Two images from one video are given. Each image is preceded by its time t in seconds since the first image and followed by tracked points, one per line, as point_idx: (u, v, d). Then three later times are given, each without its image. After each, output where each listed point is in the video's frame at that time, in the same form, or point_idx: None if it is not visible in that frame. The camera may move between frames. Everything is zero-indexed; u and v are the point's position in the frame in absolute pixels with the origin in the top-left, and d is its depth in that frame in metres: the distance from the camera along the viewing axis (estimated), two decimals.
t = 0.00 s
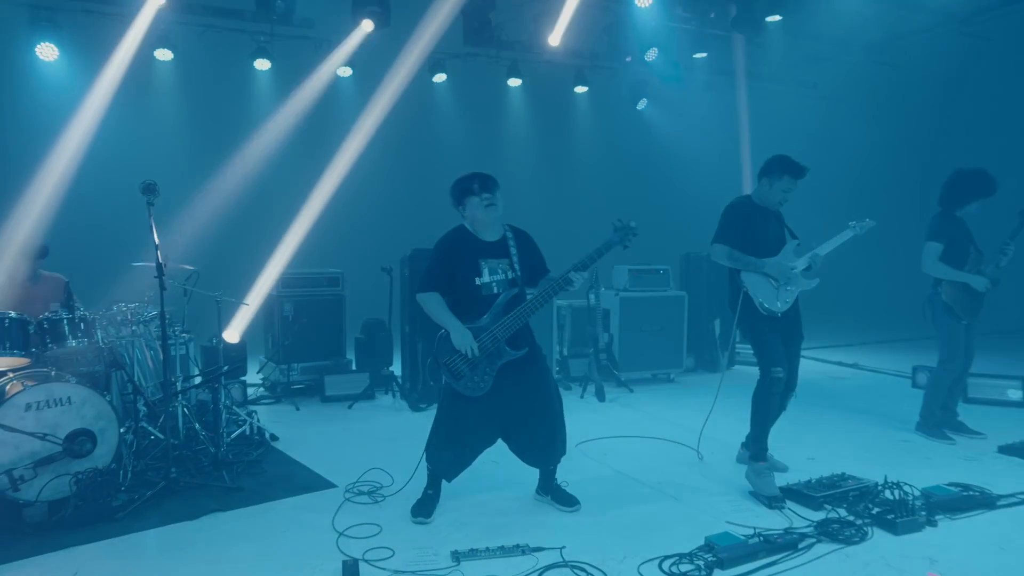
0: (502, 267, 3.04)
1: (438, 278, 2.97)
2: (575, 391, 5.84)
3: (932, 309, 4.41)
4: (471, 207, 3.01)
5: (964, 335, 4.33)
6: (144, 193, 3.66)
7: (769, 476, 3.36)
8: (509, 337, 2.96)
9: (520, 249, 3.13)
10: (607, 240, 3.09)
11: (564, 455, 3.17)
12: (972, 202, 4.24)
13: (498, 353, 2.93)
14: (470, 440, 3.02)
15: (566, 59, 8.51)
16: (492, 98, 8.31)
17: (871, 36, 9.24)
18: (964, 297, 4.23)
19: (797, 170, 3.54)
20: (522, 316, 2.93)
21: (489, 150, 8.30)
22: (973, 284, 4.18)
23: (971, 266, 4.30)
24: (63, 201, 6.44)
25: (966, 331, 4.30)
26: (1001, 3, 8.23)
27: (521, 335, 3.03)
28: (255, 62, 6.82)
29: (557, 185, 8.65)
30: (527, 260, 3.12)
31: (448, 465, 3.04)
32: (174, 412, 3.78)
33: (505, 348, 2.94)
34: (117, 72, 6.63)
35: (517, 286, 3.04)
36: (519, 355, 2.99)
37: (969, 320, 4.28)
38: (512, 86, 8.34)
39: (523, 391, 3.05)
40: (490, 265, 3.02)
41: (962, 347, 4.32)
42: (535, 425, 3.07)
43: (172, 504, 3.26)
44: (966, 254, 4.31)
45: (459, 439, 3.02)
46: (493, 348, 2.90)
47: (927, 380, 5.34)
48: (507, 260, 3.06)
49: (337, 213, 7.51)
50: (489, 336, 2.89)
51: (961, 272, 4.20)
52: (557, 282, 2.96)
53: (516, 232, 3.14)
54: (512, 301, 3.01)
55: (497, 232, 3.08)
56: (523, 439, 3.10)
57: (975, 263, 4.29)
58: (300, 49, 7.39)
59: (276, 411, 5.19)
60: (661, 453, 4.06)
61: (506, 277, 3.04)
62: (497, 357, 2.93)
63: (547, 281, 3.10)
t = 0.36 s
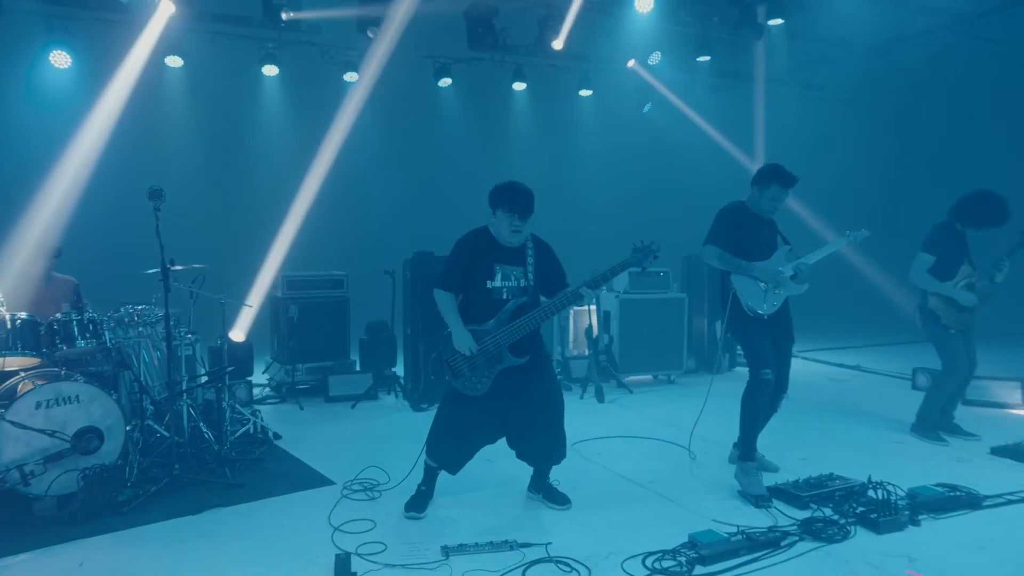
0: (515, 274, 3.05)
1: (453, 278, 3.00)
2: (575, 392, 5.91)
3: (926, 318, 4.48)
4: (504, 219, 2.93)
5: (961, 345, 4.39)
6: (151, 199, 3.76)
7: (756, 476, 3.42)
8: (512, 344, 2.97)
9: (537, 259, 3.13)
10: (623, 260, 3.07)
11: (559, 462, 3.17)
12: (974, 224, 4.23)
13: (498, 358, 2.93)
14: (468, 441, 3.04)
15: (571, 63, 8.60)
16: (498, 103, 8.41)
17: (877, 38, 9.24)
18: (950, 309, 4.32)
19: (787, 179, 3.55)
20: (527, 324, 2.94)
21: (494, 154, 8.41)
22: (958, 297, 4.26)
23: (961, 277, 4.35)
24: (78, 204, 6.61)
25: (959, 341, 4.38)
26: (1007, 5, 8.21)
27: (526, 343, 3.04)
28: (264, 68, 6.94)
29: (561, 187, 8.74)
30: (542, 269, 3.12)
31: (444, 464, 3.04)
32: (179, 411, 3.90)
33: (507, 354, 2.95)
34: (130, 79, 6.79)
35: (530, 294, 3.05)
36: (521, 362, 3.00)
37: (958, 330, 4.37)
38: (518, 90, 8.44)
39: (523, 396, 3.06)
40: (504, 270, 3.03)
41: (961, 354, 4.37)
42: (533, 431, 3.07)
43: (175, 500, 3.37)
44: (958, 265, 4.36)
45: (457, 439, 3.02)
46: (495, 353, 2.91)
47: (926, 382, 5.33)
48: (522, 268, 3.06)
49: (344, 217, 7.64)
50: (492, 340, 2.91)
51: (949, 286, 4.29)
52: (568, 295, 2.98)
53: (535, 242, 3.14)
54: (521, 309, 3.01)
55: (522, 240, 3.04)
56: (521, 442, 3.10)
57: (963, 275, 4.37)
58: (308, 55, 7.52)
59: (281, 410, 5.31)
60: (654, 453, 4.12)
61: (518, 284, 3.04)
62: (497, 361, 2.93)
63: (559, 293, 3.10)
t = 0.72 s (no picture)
0: (479, 276, 3.12)
1: (418, 282, 3.04)
2: (573, 396, 5.95)
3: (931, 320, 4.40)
4: (469, 224, 3.06)
5: (964, 345, 4.33)
6: (151, 205, 3.74)
7: (740, 480, 3.45)
8: (484, 344, 3.04)
9: (499, 261, 3.21)
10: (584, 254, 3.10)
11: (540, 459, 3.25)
12: (962, 216, 4.18)
13: (472, 359, 3.01)
14: (442, 442, 3.10)
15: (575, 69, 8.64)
16: (502, 108, 8.48)
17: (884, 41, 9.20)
18: (952, 306, 4.26)
19: (774, 185, 3.57)
20: (498, 323, 3.01)
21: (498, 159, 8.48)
22: (960, 294, 4.19)
23: (961, 274, 4.27)
24: (86, 208, 6.78)
25: (962, 341, 4.30)
26: (1014, 8, 8.13)
27: (496, 342, 3.11)
28: (269, 74, 7.04)
29: (564, 192, 8.80)
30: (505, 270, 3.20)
31: (421, 465, 3.13)
32: (177, 412, 3.99)
33: (481, 354, 3.02)
34: (137, 86, 6.94)
35: (495, 295, 3.12)
36: (493, 361, 3.08)
37: (961, 327, 4.29)
38: (521, 95, 8.49)
39: (496, 396, 3.12)
40: (468, 272, 3.11)
41: (963, 354, 4.31)
42: (507, 428, 3.14)
43: (170, 499, 3.46)
44: (956, 263, 4.28)
45: (432, 441, 3.10)
46: (469, 353, 2.98)
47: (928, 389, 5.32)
48: (485, 269, 3.14)
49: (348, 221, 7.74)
50: (465, 341, 2.97)
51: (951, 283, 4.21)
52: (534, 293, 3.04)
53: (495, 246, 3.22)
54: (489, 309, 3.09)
55: (485, 242, 3.12)
56: (496, 443, 3.16)
57: (963, 274, 4.28)
58: (313, 61, 7.62)
59: (281, 412, 5.40)
60: (644, 456, 4.16)
61: (483, 285, 3.12)
62: (472, 361, 3.01)
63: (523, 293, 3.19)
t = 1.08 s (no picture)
0: (455, 285, 3.26)
1: (399, 296, 3.15)
2: (583, 400, 5.99)
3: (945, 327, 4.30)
4: (444, 245, 3.18)
5: (980, 353, 4.19)
6: (167, 213, 3.88)
7: (739, 485, 3.48)
8: (467, 349, 3.18)
9: (472, 271, 3.36)
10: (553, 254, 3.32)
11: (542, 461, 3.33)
12: (967, 221, 4.15)
13: (458, 364, 3.14)
14: (431, 447, 3.22)
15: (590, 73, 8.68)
16: (517, 113, 8.56)
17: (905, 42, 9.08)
18: (967, 313, 4.17)
19: (776, 194, 3.59)
20: (478, 329, 3.15)
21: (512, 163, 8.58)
22: (975, 302, 4.10)
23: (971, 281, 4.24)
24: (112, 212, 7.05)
25: (979, 349, 4.18)
26: None
27: (477, 346, 3.26)
28: (288, 82, 7.18)
29: (580, 195, 8.85)
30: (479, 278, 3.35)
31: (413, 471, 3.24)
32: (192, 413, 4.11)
33: (465, 358, 3.16)
34: (160, 96, 7.17)
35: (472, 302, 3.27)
36: (476, 365, 3.22)
37: (977, 335, 4.19)
38: (536, 100, 8.56)
39: (483, 398, 3.24)
40: (444, 283, 3.24)
41: (981, 362, 4.17)
42: (496, 430, 3.25)
43: (182, 496, 3.58)
44: (964, 268, 4.23)
45: (423, 446, 3.22)
46: (454, 359, 3.12)
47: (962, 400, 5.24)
48: (460, 279, 3.28)
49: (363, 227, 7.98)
50: (449, 348, 3.11)
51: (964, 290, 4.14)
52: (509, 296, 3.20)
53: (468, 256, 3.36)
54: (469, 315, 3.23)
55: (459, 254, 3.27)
56: (485, 447, 3.27)
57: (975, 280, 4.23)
58: (331, 68, 7.80)
59: (295, 413, 5.52)
60: (648, 459, 4.19)
61: (459, 294, 3.26)
62: (457, 367, 3.14)
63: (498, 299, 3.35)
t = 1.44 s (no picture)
0: (488, 281, 3.31)
1: (432, 293, 3.26)
2: (604, 400, 6.05)
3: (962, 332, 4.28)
4: (471, 239, 3.26)
5: (994, 354, 4.20)
6: (199, 217, 4.01)
7: (751, 485, 3.52)
8: (498, 343, 3.23)
9: (509, 264, 3.38)
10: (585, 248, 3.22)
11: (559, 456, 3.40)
12: (987, 215, 4.14)
13: (489, 358, 3.20)
14: (458, 437, 3.35)
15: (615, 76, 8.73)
16: (541, 116, 8.66)
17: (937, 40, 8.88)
18: (984, 315, 4.16)
19: (786, 192, 3.62)
20: (509, 323, 3.19)
21: (536, 165, 8.69)
22: (994, 305, 4.07)
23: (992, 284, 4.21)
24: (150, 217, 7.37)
25: (994, 350, 4.18)
26: None
27: (510, 340, 3.29)
28: (317, 89, 7.36)
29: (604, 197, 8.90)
30: (516, 271, 3.37)
31: (437, 462, 3.37)
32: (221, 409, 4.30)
33: (496, 353, 3.21)
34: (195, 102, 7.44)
35: (506, 296, 3.30)
36: (508, 359, 3.27)
37: (993, 337, 4.18)
38: (561, 103, 8.66)
39: (509, 393, 3.31)
40: (476, 278, 3.30)
41: (996, 365, 4.17)
42: (518, 426, 3.34)
43: (211, 488, 3.75)
44: (985, 272, 4.20)
45: (451, 436, 3.33)
46: (484, 353, 3.17)
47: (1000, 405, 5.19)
48: (493, 274, 3.33)
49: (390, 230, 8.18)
50: (480, 343, 3.17)
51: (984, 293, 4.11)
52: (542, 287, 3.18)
53: (505, 250, 3.39)
54: (502, 309, 3.27)
55: (493, 249, 3.31)
56: (506, 442, 3.37)
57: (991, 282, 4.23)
58: (360, 74, 7.99)
59: (321, 411, 5.67)
60: (664, 459, 4.24)
61: (492, 289, 3.31)
62: (489, 361, 3.20)
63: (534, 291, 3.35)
